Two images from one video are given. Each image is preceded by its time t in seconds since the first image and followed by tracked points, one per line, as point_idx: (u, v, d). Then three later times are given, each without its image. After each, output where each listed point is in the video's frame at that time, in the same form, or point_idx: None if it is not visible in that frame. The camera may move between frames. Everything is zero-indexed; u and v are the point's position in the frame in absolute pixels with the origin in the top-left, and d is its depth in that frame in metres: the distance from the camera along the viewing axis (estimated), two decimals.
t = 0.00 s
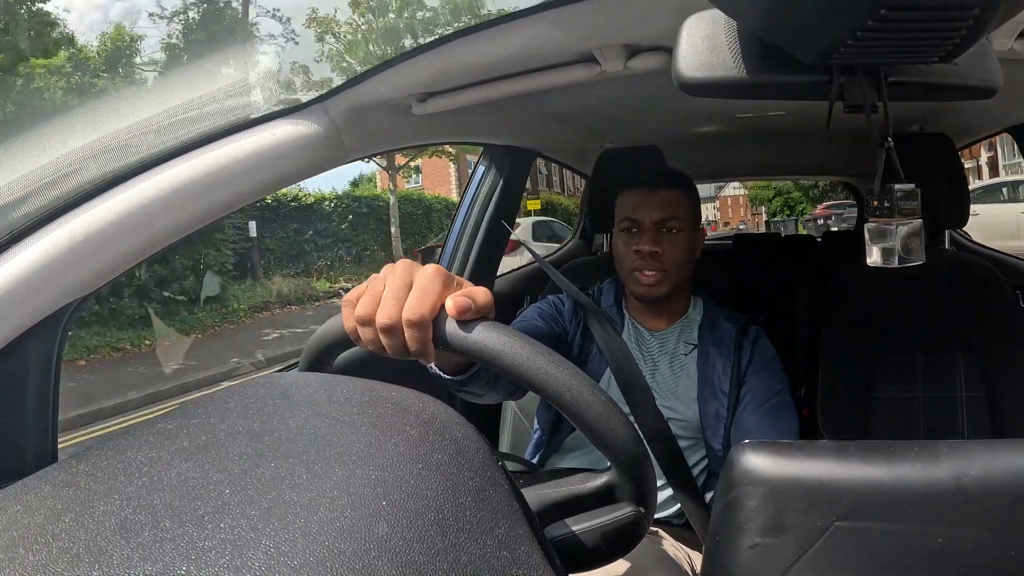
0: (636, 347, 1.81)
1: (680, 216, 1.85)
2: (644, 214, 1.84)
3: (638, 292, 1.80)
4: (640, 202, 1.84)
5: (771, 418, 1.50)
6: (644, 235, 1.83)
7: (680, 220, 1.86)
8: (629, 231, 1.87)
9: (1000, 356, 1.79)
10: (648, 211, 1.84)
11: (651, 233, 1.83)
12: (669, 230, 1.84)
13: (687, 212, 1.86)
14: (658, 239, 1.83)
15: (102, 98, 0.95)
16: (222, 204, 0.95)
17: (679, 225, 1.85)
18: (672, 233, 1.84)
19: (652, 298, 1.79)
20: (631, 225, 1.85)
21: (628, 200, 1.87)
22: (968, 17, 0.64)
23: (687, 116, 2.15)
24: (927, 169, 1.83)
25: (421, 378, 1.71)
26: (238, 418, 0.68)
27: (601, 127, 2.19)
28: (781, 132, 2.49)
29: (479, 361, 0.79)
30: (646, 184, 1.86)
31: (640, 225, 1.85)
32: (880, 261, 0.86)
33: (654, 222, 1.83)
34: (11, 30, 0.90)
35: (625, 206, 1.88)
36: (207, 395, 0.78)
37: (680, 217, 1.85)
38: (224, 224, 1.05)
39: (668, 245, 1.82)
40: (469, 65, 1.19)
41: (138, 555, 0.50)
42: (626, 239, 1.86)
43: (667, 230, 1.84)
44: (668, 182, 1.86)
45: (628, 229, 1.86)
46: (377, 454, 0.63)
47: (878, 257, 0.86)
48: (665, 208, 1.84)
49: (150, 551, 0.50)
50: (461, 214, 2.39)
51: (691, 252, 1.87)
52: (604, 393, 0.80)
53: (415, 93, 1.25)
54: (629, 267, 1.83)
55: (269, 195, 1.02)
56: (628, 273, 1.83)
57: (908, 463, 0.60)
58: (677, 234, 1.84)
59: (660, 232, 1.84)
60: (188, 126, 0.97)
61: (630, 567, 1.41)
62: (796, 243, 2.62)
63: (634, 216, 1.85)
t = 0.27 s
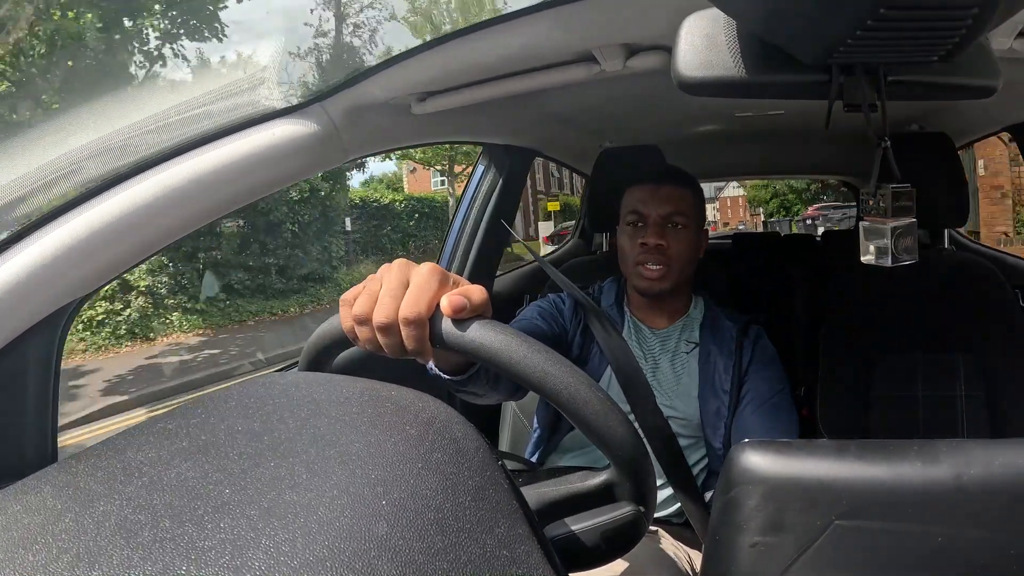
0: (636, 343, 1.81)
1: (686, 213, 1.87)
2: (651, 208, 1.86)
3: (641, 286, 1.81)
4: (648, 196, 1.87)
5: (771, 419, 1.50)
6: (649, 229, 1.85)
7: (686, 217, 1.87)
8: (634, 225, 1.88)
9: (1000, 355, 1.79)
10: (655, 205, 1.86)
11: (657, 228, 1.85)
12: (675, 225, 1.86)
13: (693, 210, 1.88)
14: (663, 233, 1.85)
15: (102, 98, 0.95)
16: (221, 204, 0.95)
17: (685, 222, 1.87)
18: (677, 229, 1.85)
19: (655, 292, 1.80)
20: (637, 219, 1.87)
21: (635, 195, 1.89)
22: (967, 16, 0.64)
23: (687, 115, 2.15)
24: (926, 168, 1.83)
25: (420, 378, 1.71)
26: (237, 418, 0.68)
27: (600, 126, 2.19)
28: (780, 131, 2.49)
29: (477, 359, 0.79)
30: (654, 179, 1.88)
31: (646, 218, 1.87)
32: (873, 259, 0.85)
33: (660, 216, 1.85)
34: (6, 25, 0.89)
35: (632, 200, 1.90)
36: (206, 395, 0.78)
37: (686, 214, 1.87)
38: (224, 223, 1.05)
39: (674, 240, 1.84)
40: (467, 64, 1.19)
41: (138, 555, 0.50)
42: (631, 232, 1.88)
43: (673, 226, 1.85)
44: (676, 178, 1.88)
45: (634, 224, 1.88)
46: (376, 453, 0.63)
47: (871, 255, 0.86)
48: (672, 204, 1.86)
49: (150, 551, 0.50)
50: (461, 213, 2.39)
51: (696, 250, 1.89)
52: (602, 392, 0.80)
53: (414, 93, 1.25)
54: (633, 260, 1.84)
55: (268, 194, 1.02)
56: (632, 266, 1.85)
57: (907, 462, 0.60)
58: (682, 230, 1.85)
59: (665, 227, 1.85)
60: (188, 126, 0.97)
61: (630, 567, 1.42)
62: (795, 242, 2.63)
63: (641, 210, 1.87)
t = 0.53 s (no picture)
0: (637, 341, 1.80)
1: (688, 211, 1.87)
2: (654, 205, 1.86)
3: (644, 283, 1.81)
4: (650, 194, 1.87)
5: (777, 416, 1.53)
6: (652, 226, 1.85)
7: (688, 215, 1.87)
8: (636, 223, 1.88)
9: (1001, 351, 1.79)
10: (658, 202, 1.86)
11: (660, 225, 1.85)
12: (678, 222, 1.86)
13: (695, 208, 1.88)
14: (666, 231, 1.85)
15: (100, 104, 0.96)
16: (219, 206, 0.95)
17: (687, 219, 1.87)
18: (679, 226, 1.86)
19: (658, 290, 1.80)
20: (639, 216, 1.87)
21: (637, 193, 1.89)
22: (965, 12, 0.64)
23: (686, 113, 2.15)
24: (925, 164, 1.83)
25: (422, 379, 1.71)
26: (239, 420, 0.68)
27: (599, 125, 2.19)
28: (779, 128, 2.49)
29: (479, 359, 0.79)
30: (656, 176, 1.89)
31: (649, 216, 1.87)
32: (882, 256, 0.85)
33: (663, 214, 1.85)
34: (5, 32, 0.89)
35: (634, 198, 1.90)
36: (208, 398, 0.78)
37: (688, 211, 1.87)
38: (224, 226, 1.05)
39: (676, 237, 1.84)
40: (466, 64, 1.19)
41: (141, 558, 0.50)
42: (634, 230, 1.88)
43: (676, 223, 1.85)
44: (678, 176, 1.88)
45: (636, 221, 1.88)
46: (378, 454, 0.63)
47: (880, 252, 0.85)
48: (674, 201, 1.86)
49: (153, 554, 0.50)
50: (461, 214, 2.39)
51: (698, 247, 1.89)
52: (604, 391, 0.80)
53: (413, 93, 1.25)
54: (636, 258, 1.84)
55: (267, 197, 1.02)
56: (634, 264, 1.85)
57: (909, 459, 0.59)
58: (685, 227, 1.85)
59: (668, 224, 1.85)
60: (185, 129, 0.96)
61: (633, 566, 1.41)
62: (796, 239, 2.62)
63: (643, 207, 1.87)
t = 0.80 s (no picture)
0: (636, 343, 1.80)
1: (686, 213, 1.88)
2: (651, 208, 1.86)
3: (641, 287, 1.83)
4: (647, 197, 1.87)
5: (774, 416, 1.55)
6: (649, 229, 1.86)
7: (685, 216, 1.88)
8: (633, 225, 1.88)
9: (1000, 350, 1.79)
10: (655, 205, 1.86)
11: (657, 228, 1.86)
12: (674, 225, 1.86)
13: (692, 209, 1.88)
14: (662, 234, 1.86)
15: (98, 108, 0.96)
16: (218, 210, 0.95)
17: (683, 221, 1.87)
18: (676, 229, 1.86)
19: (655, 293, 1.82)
20: (636, 219, 1.87)
21: (634, 195, 1.89)
22: (963, 11, 0.64)
23: (685, 114, 2.15)
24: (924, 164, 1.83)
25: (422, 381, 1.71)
26: (239, 424, 0.68)
27: (598, 127, 2.19)
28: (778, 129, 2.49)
29: (479, 362, 0.79)
30: (653, 179, 1.88)
31: (646, 219, 1.86)
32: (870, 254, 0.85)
33: (660, 217, 1.85)
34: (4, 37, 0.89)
35: (631, 200, 1.90)
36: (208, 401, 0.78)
37: (685, 213, 1.87)
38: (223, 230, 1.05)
39: (673, 240, 1.85)
40: (464, 68, 1.19)
41: (142, 561, 0.50)
42: (630, 233, 1.88)
43: (672, 226, 1.86)
44: (675, 177, 1.88)
45: (633, 224, 1.88)
46: (379, 457, 0.63)
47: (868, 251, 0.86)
48: (671, 204, 1.86)
49: (154, 558, 0.50)
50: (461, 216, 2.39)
51: (694, 248, 1.90)
52: (604, 393, 0.80)
53: (412, 96, 1.25)
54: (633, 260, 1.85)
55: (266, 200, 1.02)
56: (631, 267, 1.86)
57: (909, 458, 0.59)
58: (681, 230, 1.87)
59: (665, 227, 1.86)
60: (183, 133, 0.97)
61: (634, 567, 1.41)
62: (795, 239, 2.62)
63: (640, 210, 1.87)
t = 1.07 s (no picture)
0: (635, 344, 1.81)
1: (682, 214, 1.88)
2: (646, 210, 1.86)
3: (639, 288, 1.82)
4: (643, 199, 1.87)
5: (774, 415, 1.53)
6: (645, 231, 1.85)
7: (681, 217, 1.88)
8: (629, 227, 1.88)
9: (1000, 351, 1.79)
10: (650, 207, 1.86)
11: (652, 229, 1.85)
12: (670, 226, 1.86)
13: (688, 210, 1.89)
14: (658, 235, 1.85)
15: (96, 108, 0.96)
16: (218, 210, 0.95)
17: (679, 223, 1.87)
18: (672, 230, 1.86)
19: (653, 294, 1.81)
20: (632, 221, 1.87)
21: (629, 198, 1.89)
22: (963, 12, 0.64)
23: (685, 115, 2.15)
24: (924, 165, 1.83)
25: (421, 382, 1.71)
26: (238, 425, 0.68)
27: (598, 128, 2.19)
28: (777, 130, 2.49)
29: (478, 363, 0.79)
30: (648, 181, 1.88)
31: (642, 221, 1.86)
32: (877, 254, 0.85)
33: (655, 218, 1.85)
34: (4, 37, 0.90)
35: (626, 203, 1.90)
36: (207, 401, 0.78)
37: (680, 214, 1.87)
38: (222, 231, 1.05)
39: (669, 241, 1.85)
40: (465, 69, 1.20)
41: (141, 562, 0.50)
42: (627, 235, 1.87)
43: (668, 227, 1.86)
44: (670, 179, 1.89)
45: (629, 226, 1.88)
46: (378, 458, 0.63)
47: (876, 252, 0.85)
48: (667, 205, 1.86)
49: (153, 558, 0.50)
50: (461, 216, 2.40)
51: (691, 249, 1.90)
52: (604, 393, 0.80)
53: (412, 96, 1.25)
54: (630, 262, 1.85)
55: (266, 200, 1.02)
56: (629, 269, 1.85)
57: (909, 459, 0.59)
58: (677, 231, 1.86)
59: (661, 228, 1.86)
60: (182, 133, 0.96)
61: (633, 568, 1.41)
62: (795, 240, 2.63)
63: (636, 212, 1.87)
